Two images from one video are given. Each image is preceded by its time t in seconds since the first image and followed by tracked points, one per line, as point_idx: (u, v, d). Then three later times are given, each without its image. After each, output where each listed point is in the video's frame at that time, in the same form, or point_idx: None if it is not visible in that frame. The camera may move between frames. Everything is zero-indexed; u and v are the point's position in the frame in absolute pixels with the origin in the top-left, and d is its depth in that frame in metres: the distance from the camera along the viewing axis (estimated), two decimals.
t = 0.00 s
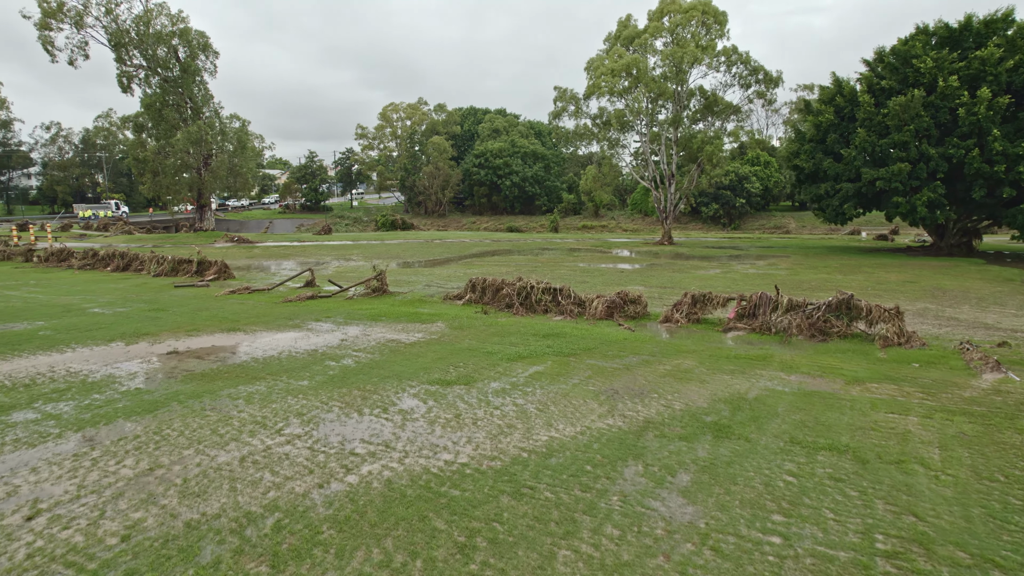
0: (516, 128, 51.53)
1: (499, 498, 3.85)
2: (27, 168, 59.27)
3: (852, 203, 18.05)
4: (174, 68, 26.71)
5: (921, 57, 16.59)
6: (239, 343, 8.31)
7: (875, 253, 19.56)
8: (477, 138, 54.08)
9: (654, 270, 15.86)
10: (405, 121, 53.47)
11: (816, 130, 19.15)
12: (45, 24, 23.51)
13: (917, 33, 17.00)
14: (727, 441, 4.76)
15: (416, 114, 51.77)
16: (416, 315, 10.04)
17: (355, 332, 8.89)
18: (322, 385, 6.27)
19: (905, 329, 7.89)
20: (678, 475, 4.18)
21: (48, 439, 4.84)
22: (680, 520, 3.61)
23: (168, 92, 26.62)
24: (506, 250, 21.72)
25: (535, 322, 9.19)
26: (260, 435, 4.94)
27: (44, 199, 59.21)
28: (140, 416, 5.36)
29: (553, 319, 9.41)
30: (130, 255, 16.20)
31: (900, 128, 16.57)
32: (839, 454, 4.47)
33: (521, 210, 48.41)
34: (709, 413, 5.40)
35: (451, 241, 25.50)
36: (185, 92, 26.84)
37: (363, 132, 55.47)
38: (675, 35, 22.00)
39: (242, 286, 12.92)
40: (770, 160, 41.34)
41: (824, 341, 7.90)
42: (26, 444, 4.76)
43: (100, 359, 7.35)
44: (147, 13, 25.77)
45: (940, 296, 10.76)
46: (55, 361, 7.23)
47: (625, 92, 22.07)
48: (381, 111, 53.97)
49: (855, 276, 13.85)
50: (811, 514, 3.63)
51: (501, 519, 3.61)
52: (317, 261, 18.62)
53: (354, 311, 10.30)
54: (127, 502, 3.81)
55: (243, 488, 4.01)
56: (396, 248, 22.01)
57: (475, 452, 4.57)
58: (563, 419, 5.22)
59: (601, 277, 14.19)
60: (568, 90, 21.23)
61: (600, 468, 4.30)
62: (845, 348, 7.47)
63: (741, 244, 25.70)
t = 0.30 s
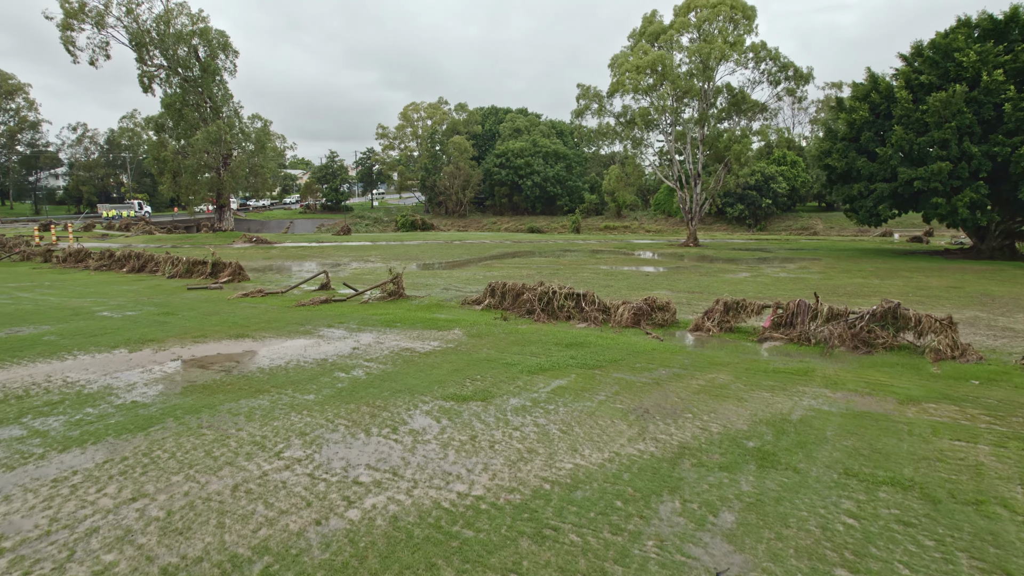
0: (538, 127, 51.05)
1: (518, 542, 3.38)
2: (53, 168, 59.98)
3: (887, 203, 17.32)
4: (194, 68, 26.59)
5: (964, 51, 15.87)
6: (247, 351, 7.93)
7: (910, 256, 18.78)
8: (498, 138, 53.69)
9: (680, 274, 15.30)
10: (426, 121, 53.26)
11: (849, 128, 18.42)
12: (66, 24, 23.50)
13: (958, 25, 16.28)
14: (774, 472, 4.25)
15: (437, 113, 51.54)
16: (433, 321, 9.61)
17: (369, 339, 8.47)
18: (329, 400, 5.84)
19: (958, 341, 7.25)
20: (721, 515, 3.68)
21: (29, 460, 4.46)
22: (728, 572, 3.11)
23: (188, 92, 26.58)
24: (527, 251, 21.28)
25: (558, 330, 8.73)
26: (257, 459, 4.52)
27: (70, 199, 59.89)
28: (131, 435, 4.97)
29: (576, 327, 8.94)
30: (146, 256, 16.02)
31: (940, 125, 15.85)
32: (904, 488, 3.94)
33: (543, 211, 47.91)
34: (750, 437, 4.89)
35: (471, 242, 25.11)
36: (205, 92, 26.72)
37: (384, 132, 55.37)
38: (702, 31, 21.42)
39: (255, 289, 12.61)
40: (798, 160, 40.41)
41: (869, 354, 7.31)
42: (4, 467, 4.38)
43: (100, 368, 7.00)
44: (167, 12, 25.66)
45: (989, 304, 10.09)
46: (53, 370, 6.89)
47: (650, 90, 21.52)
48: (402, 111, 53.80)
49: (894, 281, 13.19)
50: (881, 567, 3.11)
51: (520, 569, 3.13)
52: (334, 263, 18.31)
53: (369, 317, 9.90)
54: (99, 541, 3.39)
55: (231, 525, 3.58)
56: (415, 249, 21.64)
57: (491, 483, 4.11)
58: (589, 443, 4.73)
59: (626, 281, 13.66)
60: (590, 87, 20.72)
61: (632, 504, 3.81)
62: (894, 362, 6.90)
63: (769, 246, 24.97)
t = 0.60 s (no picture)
0: (560, 126, 50.51)
1: None
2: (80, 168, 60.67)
3: (925, 204, 16.58)
4: (214, 68, 26.47)
5: (1010, 43, 15.12)
6: (255, 359, 7.56)
7: (949, 259, 17.99)
8: (520, 137, 53.25)
9: (708, 277, 14.73)
10: (447, 121, 53.00)
11: (885, 126, 17.69)
12: (88, 24, 23.47)
13: (1004, 17, 15.52)
14: (830, 510, 3.73)
15: (458, 112, 51.24)
16: (450, 327, 9.17)
17: (382, 346, 8.07)
18: (336, 417, 5.42)
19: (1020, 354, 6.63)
20: (773, 566, 3.18)
21: (5, 485, 4.10)
22: None
23: (208, 91, 26.48)
24: (548, 253, 20.85)
25: (582, 338, 8.26)
26: (252, 487, 4.11)
27: (95, 198, 60.56)
28: (119, 456, 4.59)
29: (601, 336, 8.46)
30: (161, 257, 15.81)
31: (984, 122, 15.11)
32: (986, 535, 3.40)
33: (564, 211, 47.39)
34: (799, 466, 4.37)
35: (491, 244, 24.69)
36: (225, 91, 26.59)
37: (405, 131, 55.21)
38: (729, 27, 20.79)
39: (269, 292, 12.29)
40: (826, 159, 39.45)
41: (919, 368, 6.74)
42: None
43: (99, 378, 6.65)
44: (187, 11, 25.56)
45: None
46: (51, 380, 6.56)
47: (676, 87, 20.93)
48: (423, 110, 53.59)
49: (935, 286, 12.52)
50: None
51: None
52: (352, 264, 17.99)
53: (383, 322, 9.50)
54: None
55: (214, 571, 3.16)
56: (434, 250, 21.28)
57: (509, 521, 3.64)
58: (618, 473, 4.25)
59: (651, 285, 13.13)
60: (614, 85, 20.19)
61: (670, 551, 3.32)
62: (950, 377, 6.33)
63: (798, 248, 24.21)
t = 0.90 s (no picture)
0: (582, 126, 49.95)
1: None
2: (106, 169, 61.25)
3: (967, 204, 15.81)
4: (234, 67, 26.34)
5: None
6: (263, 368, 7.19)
7: (990, 262, 17.20)
8: (542, 136, 52.77)
9: (737, 281, 14.17)
10: (469, 120, 52.71)
11: (925, 123, 16.94)
12: (109, 24, 23.41)
13: None
14: (902, 562, 3.21)
15: (480, 112, 50.91)
16: (468, 334, 8.74)
17: (397, 355, 7.66)
18: (341, 437, 5.00)
19: None
20: None
21: None
22: None
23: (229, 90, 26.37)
24: (571, 254, 20.36)
25: (608, 348, 7.79)
26: (243, 521, 3.69)
27: (121, 198, 61.11)
28: (104, 480, 4.22)
29: (628, 346, 7.98)
30: (177, 258, 15.60)
31: None
32: None
33: (587, 211, 46.84)
34: (859, 502, 3.85)
35: (512, 244, 24.28)
36: (245, 90, 26.45)
37: (426, 131, 55.01)
38: (758, 21, 20.12)
39: (283, 295, 11.97)
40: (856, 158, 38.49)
41: (979, 385, 6.15)
42: None
43: (98, 389, 6.32)
44: (208, 11, 25.45)
45: None
46: (47, 391, 6.24)
47: (702, 85, 20.34)
48: (445, 110, 53.35)
49: (981, 292, 11.84)
50: None
51: None
52: (371, 265, 17.67)
53: (399, 328, 9.11)
54: None
55: None
56: (454, 251, 20.90)
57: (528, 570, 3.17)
58: (652, 510, 3.77)
59: (679, 289, 12.60)
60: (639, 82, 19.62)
61: None
62: (1014, 396, 5.76)
63: (828, 250, 23.45)
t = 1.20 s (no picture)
0: (606, 125, 49.35)
1: None
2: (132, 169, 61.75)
3: (1014, 205, 15.02)
4: (255, 66, 26.18)
5: None
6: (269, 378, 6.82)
7: None
8: (564, 136, 52.26)
9: (768, 285, 13.59)
10: (491, 120, 52.36)
11: (968, 120, 16.18)
12: (131, 24, 23.34)
13: None
14: None
15: (502, 111, 50.59)
16: (487, 342, 8.30)
17: (412, 365, 7.23)
18: (347, 460, 4.58)
19: None
20: None
21: None
22: None
23: (249, 90, 26.24)
24: (595, 256, 19.84)
25: (636, 360, 7.31)
26: (231, 564, 3.28)
27: (146, 198, 61.60)
28: (85, 510, 3.84)
29: (658, 357, 7.48)
30: (194, 258, 15.37)
31: None
32: None
33: (610, 211, 46.21)
34: (934, 550, 3.32)
35: (534, 245, 23.82)
36: (265, 90, 26.29)
37: (448, 131, 54.75)
38: (790, 15, 19.41)
39: (298, 299, 11.64)
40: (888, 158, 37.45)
41: None
42: None
43: (95, 401, 5.97)
44: (229, 10, 25.31)
45: None
46: (43, 402, 5.91)
47: (731, 81, 19.71)
48: (467, 109, 53.04)
49: None
50: None
51: None
52: (390, 267, 17.34)
53: (416, 335, 8.70)
54: None
55: None
56: (475, 253, 20.50)
57: None
58: (693, 558, 3.30)
59: (708, 294, 12.05)
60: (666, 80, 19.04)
61: None
62: None
63: (861, 252, 22.67)
